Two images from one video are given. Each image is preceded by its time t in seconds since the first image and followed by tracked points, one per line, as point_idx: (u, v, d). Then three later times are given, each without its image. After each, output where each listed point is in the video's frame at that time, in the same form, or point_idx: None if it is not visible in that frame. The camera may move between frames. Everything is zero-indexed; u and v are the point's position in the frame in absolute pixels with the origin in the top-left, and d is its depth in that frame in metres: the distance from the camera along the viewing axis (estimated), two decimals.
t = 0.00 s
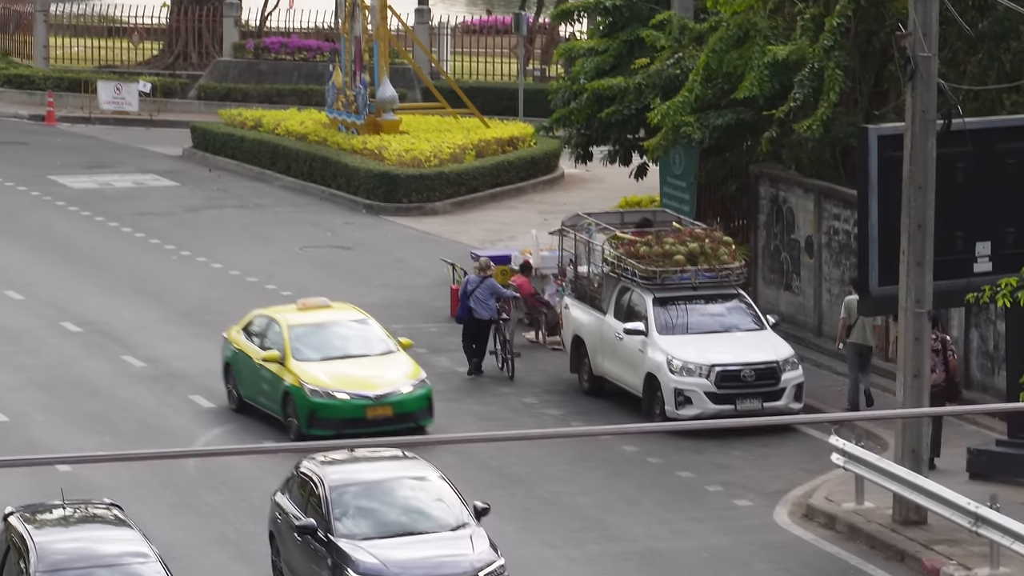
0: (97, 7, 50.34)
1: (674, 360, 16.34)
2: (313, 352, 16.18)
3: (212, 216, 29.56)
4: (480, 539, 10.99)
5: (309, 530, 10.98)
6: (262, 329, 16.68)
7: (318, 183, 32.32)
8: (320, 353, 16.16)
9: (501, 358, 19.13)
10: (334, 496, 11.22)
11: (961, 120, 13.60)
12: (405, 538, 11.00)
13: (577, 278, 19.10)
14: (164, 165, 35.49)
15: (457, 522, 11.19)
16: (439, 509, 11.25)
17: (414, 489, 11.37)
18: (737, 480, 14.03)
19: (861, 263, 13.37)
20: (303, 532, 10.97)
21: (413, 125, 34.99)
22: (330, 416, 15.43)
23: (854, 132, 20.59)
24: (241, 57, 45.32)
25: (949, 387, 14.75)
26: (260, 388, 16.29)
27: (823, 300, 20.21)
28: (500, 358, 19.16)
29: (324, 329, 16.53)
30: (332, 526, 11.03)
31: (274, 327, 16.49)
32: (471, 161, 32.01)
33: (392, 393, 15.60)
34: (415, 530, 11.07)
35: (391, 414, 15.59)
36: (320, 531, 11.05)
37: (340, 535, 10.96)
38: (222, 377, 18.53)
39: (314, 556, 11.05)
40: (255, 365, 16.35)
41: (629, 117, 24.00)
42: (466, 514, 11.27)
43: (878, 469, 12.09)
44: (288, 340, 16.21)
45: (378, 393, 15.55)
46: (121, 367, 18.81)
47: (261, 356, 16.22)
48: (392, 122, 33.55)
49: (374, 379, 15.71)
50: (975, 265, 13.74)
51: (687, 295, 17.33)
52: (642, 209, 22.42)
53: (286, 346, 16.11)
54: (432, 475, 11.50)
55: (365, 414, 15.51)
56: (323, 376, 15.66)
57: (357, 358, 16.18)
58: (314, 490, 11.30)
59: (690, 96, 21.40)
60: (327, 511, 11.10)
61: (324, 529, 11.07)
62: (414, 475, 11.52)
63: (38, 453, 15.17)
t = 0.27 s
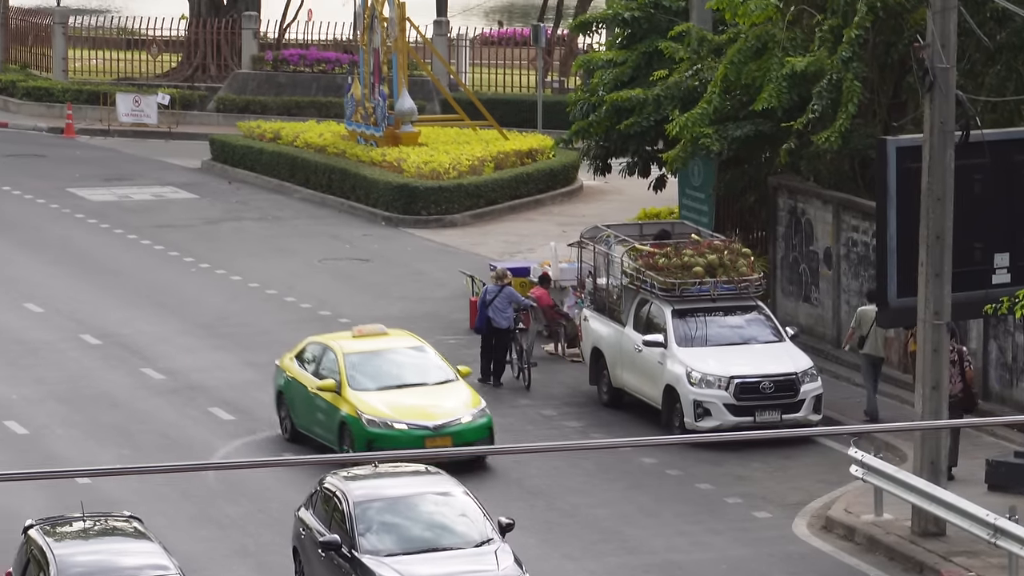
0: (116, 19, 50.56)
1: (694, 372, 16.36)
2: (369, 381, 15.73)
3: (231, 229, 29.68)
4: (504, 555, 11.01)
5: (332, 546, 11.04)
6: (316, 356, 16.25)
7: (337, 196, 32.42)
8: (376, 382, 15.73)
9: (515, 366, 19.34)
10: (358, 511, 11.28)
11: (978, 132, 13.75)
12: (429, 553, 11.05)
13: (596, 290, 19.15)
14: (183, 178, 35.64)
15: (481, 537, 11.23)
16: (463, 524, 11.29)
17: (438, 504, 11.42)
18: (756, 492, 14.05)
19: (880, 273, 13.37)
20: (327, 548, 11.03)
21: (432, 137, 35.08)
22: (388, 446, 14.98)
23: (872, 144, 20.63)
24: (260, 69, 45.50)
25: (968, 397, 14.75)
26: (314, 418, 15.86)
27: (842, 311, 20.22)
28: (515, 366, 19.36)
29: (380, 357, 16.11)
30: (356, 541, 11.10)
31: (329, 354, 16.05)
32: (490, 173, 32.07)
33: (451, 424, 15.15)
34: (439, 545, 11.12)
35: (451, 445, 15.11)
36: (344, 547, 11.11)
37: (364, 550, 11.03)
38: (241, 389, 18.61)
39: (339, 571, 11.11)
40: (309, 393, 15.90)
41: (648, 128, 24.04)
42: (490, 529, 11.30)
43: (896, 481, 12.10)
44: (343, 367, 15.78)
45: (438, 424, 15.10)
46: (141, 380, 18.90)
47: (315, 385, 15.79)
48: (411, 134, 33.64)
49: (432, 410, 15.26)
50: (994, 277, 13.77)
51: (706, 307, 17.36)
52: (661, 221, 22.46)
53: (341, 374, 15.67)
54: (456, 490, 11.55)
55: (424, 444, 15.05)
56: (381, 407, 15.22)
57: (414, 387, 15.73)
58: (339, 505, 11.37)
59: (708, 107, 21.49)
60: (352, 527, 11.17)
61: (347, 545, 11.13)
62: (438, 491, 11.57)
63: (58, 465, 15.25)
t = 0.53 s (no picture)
0: (137, 34, 50.79)
1: (714, 388, 16.35)
2: (429, 414, 15.14)
3: (252, 244, 29.78)
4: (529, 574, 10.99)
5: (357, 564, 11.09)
6: (373, 387, 15.68)
7: (357, 211, 32.51)
8: (436, 415, 15.14)
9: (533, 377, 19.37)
10: (383, 530, 11.33)
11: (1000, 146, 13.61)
12: (453, 571, 11.08)
13: (616, 305, 19.17)
14: (204, 193, 35.78)
15: (505, 555, 11.23)
16: (488, 541, 11.31)
17: (464, 522, 11.44)
18: (776, 507, 14.05)
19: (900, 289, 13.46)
20: (351, 567, 11.08)
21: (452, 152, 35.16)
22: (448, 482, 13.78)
23: (892, 159, 20.62)
24: (280, 84, 45.65)
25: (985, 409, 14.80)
26: (371, 451, 15.27)
27: (862, 327, 20.21)
28: (532, 377, 19.41)
29: (439, 389, 15.54)
30: (381, 560, 11.15)
31: (387, 385, 15.48)
32: (510, 188, 32.12)
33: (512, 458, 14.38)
34: (463, 564, 11.15)
35: (514, 481, 13.85)
36: (369, 565, 11.17)
37: (388, 569, 11.08)
38: (262, 404, 18.67)
39: None
40: (366, 424, 15.31)
41: (668, 143, 24.06)
42: (515, 547, 11.29)
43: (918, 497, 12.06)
44: (402, 399, 15.21)
45: (502, 458, 14.37)
46: (162, 395, 18.97)
47: (373, 416, 15.19)
48: (430, 149, 33.70)
49: (494, 444, 14.62)
50: (1014, 291, 13.81)
51: (726, 322, 17.37)
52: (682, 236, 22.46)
53: (401, 406, 15.10)
54: (481, 508, 11.56)
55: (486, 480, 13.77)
56: (442, 440, 14.60)
57: (475, 420, 15.11)
58: (364, 524, 11.42)
59: (729, 122, 21.44)
60: (376, 545, 11.22)
61: (372, 564, 11.19)
62: (464, 509, 11.59)
63: (79, 480, 15.33)
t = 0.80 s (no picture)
0: (157, 51, 51.04)
1: (734, 404, 16.35)
2: (489, 449, 14.38)
3: (272, 261, 29.88)
4: None
5: None
6: (431, 421, 14.94)
7: (377, 227, 32.59)
8: (499, 450, 14.33)
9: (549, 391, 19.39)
10: (407, 549, 11.34)
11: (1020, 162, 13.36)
12: None
13: (636, 321, 19.19)
14: (224, 210, 35.90)
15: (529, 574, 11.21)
16: (512, 560, 11.29)
17: (488, 541, 11.43)
18: (796, 523, 14.04)
19: (921, 306, 13.13)
20: None
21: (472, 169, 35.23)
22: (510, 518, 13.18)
23: (912, 175, 20.60)
24: (300, 101, 45.83)
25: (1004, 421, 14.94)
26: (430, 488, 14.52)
27: (882, 343, 20.18)
28: (549, 392, 19.52)
29: (500, 423, 14.74)
30: None
31: (445, 419, 14.72)
32: (530, 205, 32.16)
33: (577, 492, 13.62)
34: None
35: (578, 517, 13.23)
36: None
37: None
38: (282, 421, 18.73)
39: None
40: (425, 460, 14.55)
41: (687, 159, 24.10)
42: (539, 567, 11.27)
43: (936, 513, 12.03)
44: (461, 433, 14.43)
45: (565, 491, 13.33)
46: (182, 412, 19.05)
47: (433, 452, 14.44)
48: (450, 166, 33.77)
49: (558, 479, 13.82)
50: None
51: (746, 339, 17.38)
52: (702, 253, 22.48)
53: (459, 440, 14.35)
54: (506, 528, 11.56)
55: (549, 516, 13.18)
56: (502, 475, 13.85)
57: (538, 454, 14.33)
58: (388, 544, 11.43)
59: (748, 139, 21.50)
60: (400, 564, 11.22)
61: None
62: (488, 528, 11.59)
63: (100, 497, 15.40)
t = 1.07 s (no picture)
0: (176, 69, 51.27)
1: (753, 422, 16.36)
2: (551, 486, 13.94)
3: (292, 279, 29.98)
4: None
5: None
6: (490, 456, 14.54)
7: (397, 245, 32.69)
8: (560, 488, 13.91)
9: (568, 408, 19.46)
10: (431, 571, 11.36)
11: None
12: None
13: (655, 339, 19.22)
14: (244, 228, 36.04)
15: None
16: None
17: (511, 562, 11.44)
18: (817, 541, 14.05)
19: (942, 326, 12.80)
20: None
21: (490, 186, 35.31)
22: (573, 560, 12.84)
23: (931, 192, 20.63)
24: (319, 119, 46.03)
25: None
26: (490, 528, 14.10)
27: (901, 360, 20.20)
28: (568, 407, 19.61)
29: (562, 460, 14.32)
30: None
31: (505, 455, 14.32)
32: (549, 223, 32.22)
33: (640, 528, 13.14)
34: None
35: (644, 556, 12.86)
36: None
37: None
38: (303, 439, 18.78)
39: None
40: (485, 497, 14.16)
41: (706, 177, 24.15)
42: None
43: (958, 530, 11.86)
44: (521, 471, 14.03)
45: (628, 533, 12.89)
46: (203, 431, 19.12)
47: (492, 489, 14.05)
48: (470, 184, 33.82)
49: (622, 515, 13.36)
50: None
51: (766, 356, 17.40)
52: (721, 270, 22.49)
53: (520, 479, 13.95)
54: (530, 548, 11.58)
55: (614, 556, 12.85)
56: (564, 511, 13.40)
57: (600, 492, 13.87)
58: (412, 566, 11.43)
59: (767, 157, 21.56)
60: None
61: None
62: (512, 549, 11.62)
63: (120, 516, 15.47)
